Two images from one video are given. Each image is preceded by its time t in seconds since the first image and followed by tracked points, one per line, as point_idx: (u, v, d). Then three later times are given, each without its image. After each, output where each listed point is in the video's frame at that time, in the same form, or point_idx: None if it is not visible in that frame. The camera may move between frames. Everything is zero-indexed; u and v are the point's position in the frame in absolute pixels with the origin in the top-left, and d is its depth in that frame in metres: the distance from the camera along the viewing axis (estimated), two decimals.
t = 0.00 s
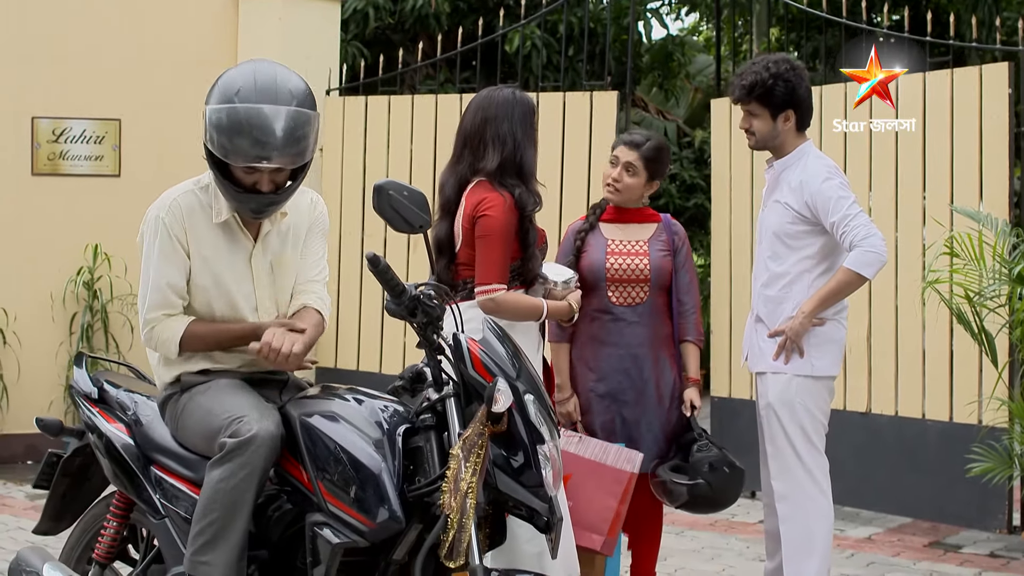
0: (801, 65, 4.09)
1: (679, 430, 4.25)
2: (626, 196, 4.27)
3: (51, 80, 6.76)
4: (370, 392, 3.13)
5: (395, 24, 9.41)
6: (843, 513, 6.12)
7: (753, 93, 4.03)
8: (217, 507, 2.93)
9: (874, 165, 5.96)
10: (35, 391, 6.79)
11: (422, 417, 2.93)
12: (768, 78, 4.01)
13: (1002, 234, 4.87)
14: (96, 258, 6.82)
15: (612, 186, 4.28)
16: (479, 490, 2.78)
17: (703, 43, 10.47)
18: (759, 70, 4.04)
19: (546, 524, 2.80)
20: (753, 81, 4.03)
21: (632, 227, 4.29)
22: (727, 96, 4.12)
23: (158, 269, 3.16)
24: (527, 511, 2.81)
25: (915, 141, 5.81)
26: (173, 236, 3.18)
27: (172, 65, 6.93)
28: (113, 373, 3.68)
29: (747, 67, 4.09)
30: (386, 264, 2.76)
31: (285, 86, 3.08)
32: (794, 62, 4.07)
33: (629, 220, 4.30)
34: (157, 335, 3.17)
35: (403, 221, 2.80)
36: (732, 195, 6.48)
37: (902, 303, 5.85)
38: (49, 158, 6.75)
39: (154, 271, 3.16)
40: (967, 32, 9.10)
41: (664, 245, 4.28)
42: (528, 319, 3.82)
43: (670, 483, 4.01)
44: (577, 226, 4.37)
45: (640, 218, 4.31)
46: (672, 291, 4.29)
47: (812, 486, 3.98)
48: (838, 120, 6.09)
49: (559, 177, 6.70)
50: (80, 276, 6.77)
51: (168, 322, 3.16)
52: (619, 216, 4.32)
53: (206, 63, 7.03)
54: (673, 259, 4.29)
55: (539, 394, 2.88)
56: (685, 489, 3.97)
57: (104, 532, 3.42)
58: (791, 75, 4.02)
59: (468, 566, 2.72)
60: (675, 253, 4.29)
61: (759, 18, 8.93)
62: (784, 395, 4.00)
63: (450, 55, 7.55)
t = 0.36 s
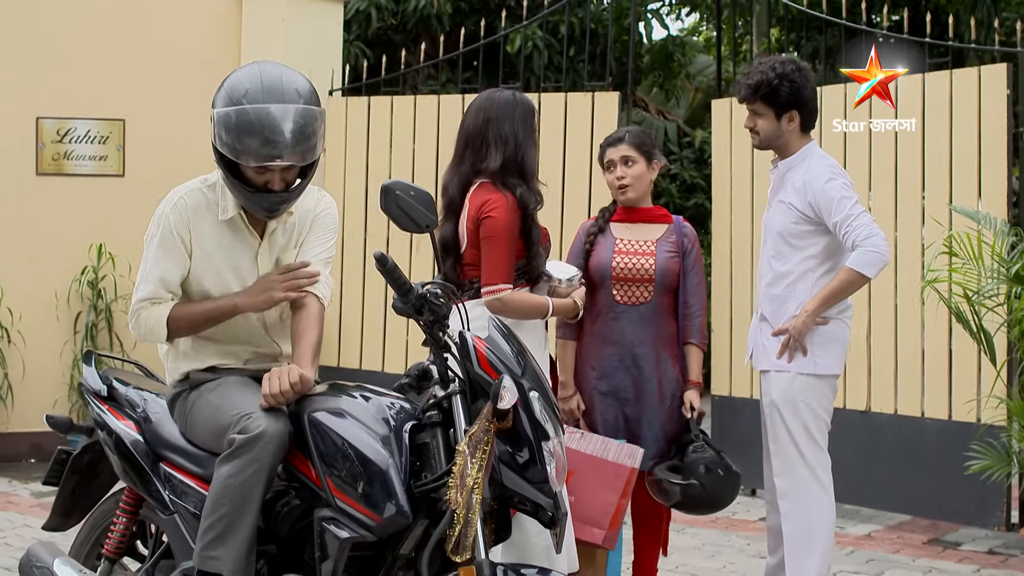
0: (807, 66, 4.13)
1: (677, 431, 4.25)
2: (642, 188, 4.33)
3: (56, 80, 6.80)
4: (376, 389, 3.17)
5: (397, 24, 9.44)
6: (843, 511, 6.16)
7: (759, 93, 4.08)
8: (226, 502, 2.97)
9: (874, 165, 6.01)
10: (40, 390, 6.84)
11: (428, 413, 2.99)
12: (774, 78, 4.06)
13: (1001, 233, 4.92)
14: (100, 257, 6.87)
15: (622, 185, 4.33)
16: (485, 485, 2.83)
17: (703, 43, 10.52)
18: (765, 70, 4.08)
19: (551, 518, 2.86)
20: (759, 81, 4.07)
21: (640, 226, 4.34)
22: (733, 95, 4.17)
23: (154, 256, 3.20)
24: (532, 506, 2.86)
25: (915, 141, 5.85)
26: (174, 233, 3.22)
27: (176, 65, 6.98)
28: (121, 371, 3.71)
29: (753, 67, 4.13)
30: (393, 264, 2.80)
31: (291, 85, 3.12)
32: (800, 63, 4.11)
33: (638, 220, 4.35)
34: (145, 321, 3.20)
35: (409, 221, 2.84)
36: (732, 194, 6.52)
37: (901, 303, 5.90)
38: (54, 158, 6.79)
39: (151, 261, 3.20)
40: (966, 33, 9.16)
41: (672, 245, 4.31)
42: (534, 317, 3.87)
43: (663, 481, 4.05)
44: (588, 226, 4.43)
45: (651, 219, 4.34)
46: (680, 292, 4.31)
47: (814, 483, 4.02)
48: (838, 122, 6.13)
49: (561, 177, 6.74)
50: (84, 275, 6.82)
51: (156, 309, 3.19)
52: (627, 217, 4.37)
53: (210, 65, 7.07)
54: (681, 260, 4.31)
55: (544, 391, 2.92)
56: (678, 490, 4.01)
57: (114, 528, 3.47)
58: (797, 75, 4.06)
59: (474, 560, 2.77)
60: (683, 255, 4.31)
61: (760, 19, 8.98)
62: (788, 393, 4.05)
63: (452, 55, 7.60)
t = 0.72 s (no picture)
0: (810, 66, 4.16)
1: (678, 428, 4.29)
2: (639, 190, 4.38)
3: (60, 80, 6.86)
4: (381, 386, 3.21)
5: (398, 24, 9.48)
6: (841, 507, 6.21)
7: (761, 92, 4.12)
8: (234, 497, 3.01)
9: (872, 165, 6.05)
10: (43, 387, 6.88)
11: (433, 409, 3.01)
12: (776, 78, 4.10)
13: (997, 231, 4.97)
14: (103, 256, 6.92)
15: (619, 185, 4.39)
16: (490, 480, 2.87)
17: (702, 42, 10.57)
18: (767, 70, 4.13)
19: (554, 512, 2.89)
20: (761, 81, 4.12)
21: (642, 225, 4.39)
22: (737, 94, 4.21)
23: (188, 251, 3.26)
24: (535, 501, 2.90)
25: (913, 141, 5.90)
26: (198, 225, 3.27)
27: (178, 65, 7.03)
28: (129, 367, 3.76)
29: (756, 67, 4.18)
30: (400, 262, 2.84)
31: (297, 85, 3.17)
32: (802, 63, 4.15)
33: (640, 219, 4.41)
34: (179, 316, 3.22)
35: (416, 219, 2.88)
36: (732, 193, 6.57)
37: (898, 301, 5.94)
38: (57, 157, 6.85)
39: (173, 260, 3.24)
40: (964, 32, 9.21)
41: (673, 243, 4.35)
42: (541, 312, 3.91)
43: (663, 476, 4.07)
44: (592, 225, 4.48)
45: (653, 218, 4.39)
46: (681, 290, 4.34)
47: (815, 479, 4.07)
48: (837, 122, 6.17)
49: (562, 176, 6.78)
50: (87, 273, 6.86)
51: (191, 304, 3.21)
52: (630, 216, 4.43)
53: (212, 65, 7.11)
54: (682, 259, 4.35)
55: (547, 387, 2.96)
56: (677, 484, 4.02)
57: (122, 522, 3.51)
58: (799, 75, 4.10)
59: (478, 553, 2.81)
60: (684, 253, 4.35)
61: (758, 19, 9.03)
62: (789, 390, 4.10)
63: (452, 55, 7.64)
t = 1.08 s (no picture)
0: (804, 63, 4.22)
1: (674, 420, 4.33)
2: (633, 185, 4.42)
3: (59, 76, 6.91)
4: (382, 378, 3.25)
5: (395, 20, 9.51)
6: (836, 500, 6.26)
7: (754, 88, 4.17)
8: (237, 488, 3.06)
9: (866, 160, 6.10)
10: (43, 381, 6.92)
11: (433, 401, 3.05)
12: (769, 74, 4.15)
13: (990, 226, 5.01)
14: (103, 251, 6.95)
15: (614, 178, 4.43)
16: (490, 471, 2.91)
17: (697, 38, 10.61)
18: (761, 67, 4.17)
19: (552, 503, 2.94)
20: (755, 77, 4.16)
21: (640, 220, 4.44)
22: (730, 90, 4.26)
23: (206, 231, 3.24)
24: (534, 492, 2.95)
25: (907, 137, 5.94)
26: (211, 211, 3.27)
27: (176, 61, 7.07)
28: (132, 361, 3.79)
29: (750, 64, 4.22)
30: (401, 256, 2.86)
31: (304, 78, 3.21)
32: (796, 60, 4.20)
33: (638, 213, 4.45)
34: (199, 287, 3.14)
35: (416, 214, 2.90)
36: (727, 188, 6.61)
37: (893, 295, 5.99)
38: (56, 152, 6.89)
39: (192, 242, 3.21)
40: (957, 28, 9.26)
41: (669, 238, 4.39)
42: (539, 305, 3.93)
43: (656, 468, 4.11)
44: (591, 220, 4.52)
45: (651, 213, 4.44)
46: (678, 284, 4.38)
47: (810, 472, 4.11)
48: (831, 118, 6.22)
49: (559, 172, 6.83)
50: (86, 268, 6.90)
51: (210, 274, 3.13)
52: (628, 211, 4.48)
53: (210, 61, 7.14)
54: (679, 253, 4.38)
55: (546, 380, 2.99)
56: (670, 476, 4.07)
57: (126, 514, 3.55)
58: (792, 72, 4.15)
59: (478, 543, 2.85)
60: (681, 247, 4.38)
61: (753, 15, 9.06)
62: (784, 384, 4.14)
63: (449, 52, 7.68)
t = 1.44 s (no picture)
0: (798, 62, 4.23)
1: (672, 415, 4.37)
2: (624, 180, 4.45)
3: (60, 74, 6.94)
4: (384, 373, 3.29)
5: (393, 19, 9.55)
6: (831, 496, 6.31)
7: (748, 85, 4.21)
8: (242, 483, 3.09)
9: (862, 159, 6.15)
10: (43, 378, 6.95)
11: (435, 397, 3.08)
12: (763, 72, 4.19)
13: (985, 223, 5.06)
14: (102, 248, 6.99)
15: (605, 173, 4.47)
16: (491, 465, 2.94)
17: (694, 36, 10.66)
18: (756, 64, 4.21)
19: (553, 496, 2.99)
20: (749, 74, 4.20)
21: (631, 219, 4.48)
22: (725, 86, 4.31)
23: (241, 201, 3.16)
24: (534, 486, 2.99)
25: (902, 136, 5.99)
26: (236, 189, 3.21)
27: (176, 60, 7.10)
28: (135, 357, 3.83)
29: (745, 60, 4.26)
30: (404, 254, 2.90)
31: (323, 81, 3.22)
32: (791, 58, 4.23)
33: (628, 212, 4.50)
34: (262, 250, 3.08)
35: (418, 212, 2.93)
36: (724, 187, 6.66)
37: (888, 293, 6.04)
38: (56, 150, 6.93)
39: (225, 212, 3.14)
40: (953, 26, 9.32)
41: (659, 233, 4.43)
42: (527, 301, 3.99)
43: (653, 463, 4.17)
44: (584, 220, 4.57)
45: (641, 209, 4.48)
46: (670, 278, 4.41)
47: (806, 467, 4.15)
48: (828, 117, 6.27)
49: (557, 170, 6.86)
50: (86, 265, 6.93)
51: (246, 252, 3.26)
52: (619, 210, 4.52)
53: (211, 60, 7.17)
54: (670, 248, 4.42)
55: (547, 375, 3.05)
56: (668, 470, 4.12)
57: (129, 509, 3.58)
58: (786, 70, 4.17)
59: (479, 536, 2.89)
60: (671, 243, 4.42)
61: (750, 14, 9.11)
62: (778, 380, 4.19)
63: (447, 50, 7.71)
